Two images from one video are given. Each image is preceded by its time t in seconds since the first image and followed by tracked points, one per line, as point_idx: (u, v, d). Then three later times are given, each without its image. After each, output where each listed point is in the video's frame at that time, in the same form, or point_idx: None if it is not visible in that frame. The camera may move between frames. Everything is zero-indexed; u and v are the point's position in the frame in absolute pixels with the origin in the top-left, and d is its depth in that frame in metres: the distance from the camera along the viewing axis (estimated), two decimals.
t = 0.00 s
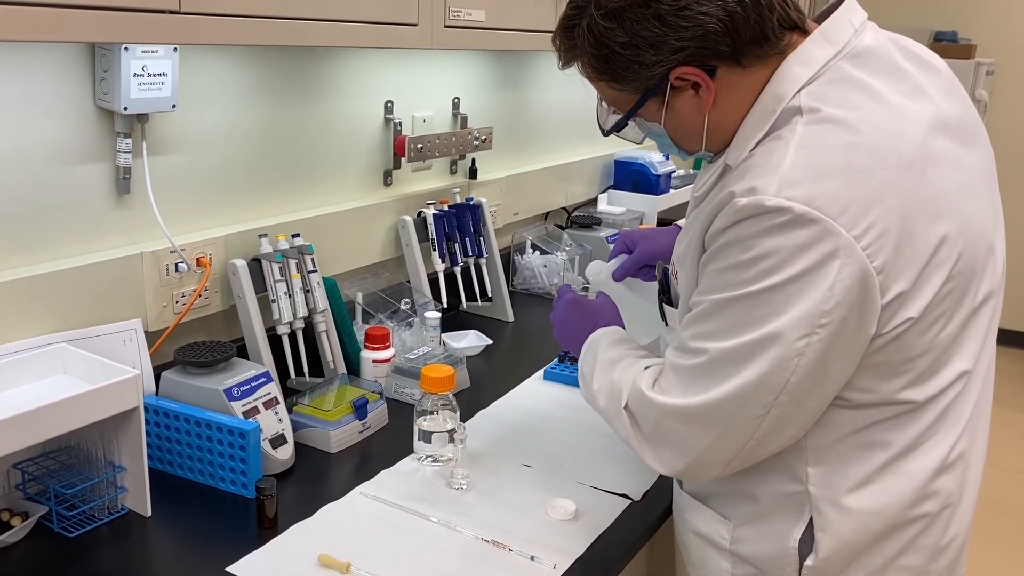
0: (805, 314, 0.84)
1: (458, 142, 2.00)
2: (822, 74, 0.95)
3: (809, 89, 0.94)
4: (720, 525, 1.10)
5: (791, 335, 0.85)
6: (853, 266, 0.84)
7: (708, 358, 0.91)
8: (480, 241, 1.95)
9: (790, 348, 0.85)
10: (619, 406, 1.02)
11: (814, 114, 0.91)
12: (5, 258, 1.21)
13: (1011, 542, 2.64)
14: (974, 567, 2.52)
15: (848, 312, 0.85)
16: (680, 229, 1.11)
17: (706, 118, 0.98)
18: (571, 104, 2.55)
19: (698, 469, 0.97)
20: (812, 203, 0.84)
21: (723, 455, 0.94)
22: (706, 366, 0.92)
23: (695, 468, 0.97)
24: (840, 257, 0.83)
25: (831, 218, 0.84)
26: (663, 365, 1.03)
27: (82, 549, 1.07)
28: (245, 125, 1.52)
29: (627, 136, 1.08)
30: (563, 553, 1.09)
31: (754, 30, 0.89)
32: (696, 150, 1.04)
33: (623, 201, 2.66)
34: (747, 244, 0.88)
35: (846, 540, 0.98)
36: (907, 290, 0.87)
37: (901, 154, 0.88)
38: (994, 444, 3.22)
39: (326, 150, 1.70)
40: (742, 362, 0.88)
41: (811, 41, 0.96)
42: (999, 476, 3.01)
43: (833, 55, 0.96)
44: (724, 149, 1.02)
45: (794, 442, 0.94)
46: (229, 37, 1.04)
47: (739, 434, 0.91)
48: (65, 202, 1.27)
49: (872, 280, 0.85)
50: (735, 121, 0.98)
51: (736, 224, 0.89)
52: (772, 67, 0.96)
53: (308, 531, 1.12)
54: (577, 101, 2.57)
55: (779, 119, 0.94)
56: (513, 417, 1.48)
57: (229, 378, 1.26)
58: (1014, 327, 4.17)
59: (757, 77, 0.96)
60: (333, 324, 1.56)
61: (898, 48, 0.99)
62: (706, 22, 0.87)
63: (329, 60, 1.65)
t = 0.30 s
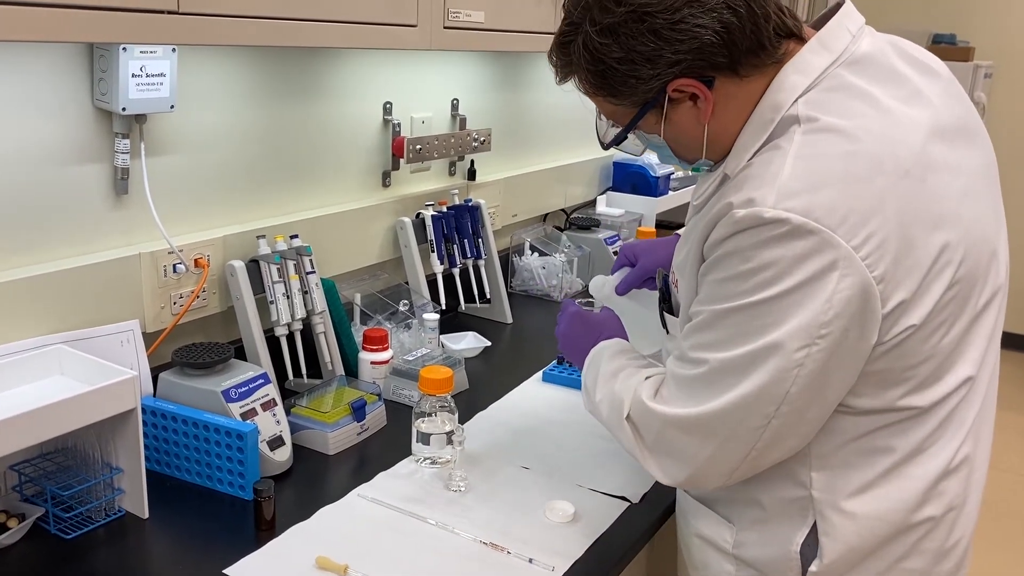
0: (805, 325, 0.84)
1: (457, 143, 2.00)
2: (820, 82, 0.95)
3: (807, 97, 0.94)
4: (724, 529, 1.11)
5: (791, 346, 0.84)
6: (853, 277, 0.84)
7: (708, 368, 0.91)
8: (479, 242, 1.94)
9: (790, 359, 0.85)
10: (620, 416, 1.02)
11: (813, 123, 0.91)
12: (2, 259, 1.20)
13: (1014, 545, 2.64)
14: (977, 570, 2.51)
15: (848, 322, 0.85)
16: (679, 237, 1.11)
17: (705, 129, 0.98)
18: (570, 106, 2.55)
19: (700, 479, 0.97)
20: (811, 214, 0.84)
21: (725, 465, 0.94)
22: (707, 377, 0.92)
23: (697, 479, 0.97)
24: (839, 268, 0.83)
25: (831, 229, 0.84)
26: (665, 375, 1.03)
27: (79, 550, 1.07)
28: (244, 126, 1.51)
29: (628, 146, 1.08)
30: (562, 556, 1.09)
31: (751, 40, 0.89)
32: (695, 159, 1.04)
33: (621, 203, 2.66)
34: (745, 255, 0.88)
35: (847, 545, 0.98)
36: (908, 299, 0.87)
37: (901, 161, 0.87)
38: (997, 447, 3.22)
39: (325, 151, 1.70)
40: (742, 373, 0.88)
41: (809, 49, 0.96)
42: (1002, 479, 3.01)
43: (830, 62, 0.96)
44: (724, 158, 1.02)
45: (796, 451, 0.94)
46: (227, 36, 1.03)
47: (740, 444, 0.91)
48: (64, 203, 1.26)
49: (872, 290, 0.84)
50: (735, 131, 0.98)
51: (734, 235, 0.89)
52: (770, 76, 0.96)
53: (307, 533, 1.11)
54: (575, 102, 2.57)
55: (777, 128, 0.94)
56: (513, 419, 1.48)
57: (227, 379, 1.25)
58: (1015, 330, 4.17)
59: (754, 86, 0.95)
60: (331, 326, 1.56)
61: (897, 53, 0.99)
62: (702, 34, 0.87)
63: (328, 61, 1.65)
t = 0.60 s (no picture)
0: (805, 334, 0.84)
1: (456, 145, 1.99)
2: (818, 89, 0.95)
3: (806, 104, 0.94)
4: (726, 532, 1.11)
5: (790, 355, 0.84)
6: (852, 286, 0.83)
7: (708, 377, 0.91)
8: (477, 243, 1.94)
9: (789, 368, 0.85)
10: (621, 426, 1.02)
11: (811, 130, 0.91)
12: None
13: (1016, 548, 2.63)
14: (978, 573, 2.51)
15: (848, 331, 0.85)
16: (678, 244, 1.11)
17: (705, 137, 0.98)
18: (569, 107, 2.55)
19: (702, 487, 0.97)
20: (810, 223, 0.84)
21: (726, 474, 0.94)
22: (707, 386, 0.92)
23: (699, 487, 0.96)
24: (838, 277, 0.83)
25: (829, 238, 0.84)
26: (666, 383, 1.03)
27: (76, 552, 1.07)
28: (242, 128, 1.51)
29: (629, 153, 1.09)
30: (561, 558, 1.08)
31: (748, 48, 0.89)
32: (696, 167, 1.04)
33: (620, 204, 2.66)
34: (745, 265, 0.88)
35: (847, 549, 0.98)
36: (908, 306, 0.87)
37: (900, 169, 0.87)
38: (1000, 451, 3.22)
39: (323, 152, 1.70)
40: (743, 382, 0.88)
41: (806, 56, 0.96)
42: (1004, 483, 3.00)
43: (828, 69, 0.95)
44: (724, 166, 1.02)
45: (797, 457, 0.94)
46: (227, 36, 1.03)
47: (741, 452, 0.91)
48: (62, 204, 1.26)
49: (872, 299, 0.84)
50: (735, 138, 0.98)
51: (733, 245, 0.89)
52: (768, 82, 0.96)
53: (305, 535, 1.11)
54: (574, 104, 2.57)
55: (776, 136, 0.94)
56: (512, 421, 1.47)
57: (225, 380, 1.25)
58: (1016, 332, 4.17)
59: (752, 93, 0.95)
60: (329, 327, 1.55)
61: (895, 58, 0.99)
62: (699, 44, 0.87)
63: (326, 63, 1.65)
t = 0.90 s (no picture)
0: (804, 336, 0.84)
1: (453, 146, 1.99)
2: (817, 91, 0.94)
3: (805, 106, 0.93)
4: (725, 534, 1.10)
5: (789, 357, 0.84)
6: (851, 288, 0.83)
7: (707, 380, 0.91)
8: (475, 244, 1.93)
9: (788, 370, 0.85)
10: (620, 428, 1.02)
11: (810, 132, 0.91)
12: None
13: (1014, 550, 2.63)
14: None
15: (847, 334, 0.84)
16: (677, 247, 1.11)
17: (703, 139, 0.98)
18: (566, 109, 2.55)
19: (701, 490, 0.96)
20: (808, 226, 0.84)
21: (726, 476, 0.94)
22: (706, 388, 0.92)
23: (699, 490, 0.96)
24: (837, 280, 0.83)
25: (828, 240, 0.83)
26: (665, 386, 1.03)
27: (71, 554, 1.06)
28: (239, 128, 1.51)
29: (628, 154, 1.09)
30: (558, 560, 1.08)
31: (748, 49, 0.89)
32: (694, 169, 1.04)
33: (618, 205, 2.66)
34: (744, 267, 0.88)
35: (846, 551, 0.98)
36: (908, 309, 0.87)
37: (899, 170, 0.87)
38: (999, 454, 3.22)
39: (320, 153, 1.70)
40: (742, 384, 0.88)
41: (805, 58, 0.95)
42: (1004, 486, 3.00)
43: (827, 71, 0.95)
44: (723, 168, 1.02)
45: (797, 460, 0.93)
46: (224, 37, 1.03)
47: (740, 455, 0.91)
48: (58, 204, 1.26)
49: (871, 302, 0.84)
50: (734, 140, 0.98)
51: (731, 248, 0.89)
52: (767, 84, 0.96)
53: (302, 537, 1.10)
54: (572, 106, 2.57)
55: (775, 138, 0.94)
56: (509, 422, 1.47)
57: (222, 381, 1.25)
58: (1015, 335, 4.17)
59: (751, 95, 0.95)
60: (326, 328, 1.55)
61: (893, 61, 0.99)
62: (698, 45, 0.87)
63: (324, 63, 1.65)
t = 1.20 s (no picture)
0: (804, 340, 0.84)
1: (451, 147, 1.99)
2: (816, 94, 0.95)
3: (804, 109, 0.94)
4: (724, 537, 1.10)
5: (790, 361, 0.84)
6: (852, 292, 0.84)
7: (708, 384, 0.91)
8: (473, 245, 1.93)
9: (789, 374, 0.85)
10: (620, 433, 1.02)
11: (809, 136, 0.91)
12: None
13: (1012, 551, 2.64)
14: None
15: (847, 338, 0.85)
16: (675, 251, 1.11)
17: (703, 141, 0.98)
18: (564, 110, 2.55)
19: (702, 496, 0.96)
20: (809, 229, 0.84)
21: (727, 481, 0.94)
22: (706, 392, 0.92)
23: (700, 494, 0.96)
24: (837, 283, 0.83)
25: (829, 244, 0.84)
26: (665, 391, 1.03)
27: (69, 555, 1.06)
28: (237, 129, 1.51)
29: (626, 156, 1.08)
30: (557, 562, 1.08)
31: (748, 50, 0.89)
32: (693, 172, 1.04)
33: (616, 207, 2.66)
34: (744, 271, 0.88)
35: (845, 554, 0.98)
36: (908, 312, 0.87)
37: (899, 173, 0.87)
38: (997, 456, 3.22)
39: (318, 155, 1.70)
40: (743, 388, 0.88)
41: (804, 61, 0.95)
42: (1002, 487, 3.01)
43: (826, 74, 0.95)
44: (722, 171, 1.02)
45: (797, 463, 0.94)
46: (222, 38, 1.03)
47: (741, 459, 0.91)
48: (56, 205, 1.26)
49: (871, 305, 0.84)
50: (734, 142, 0.98)
51: (732, 251, 0.89)
52: (767, 86, 0.96)
53: (301, 539, 1.10)
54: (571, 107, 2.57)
55: (775, 141, 0.94)
56: (507, 424, 1.47)
57: (220, 383, 1.25)
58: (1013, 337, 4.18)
59: (752, 96, 0.95)
60: (324, 330, 1.55)
61: (892, 64, 0.99)
62: (699, 45, 0.87)
63: (322, 65, 1.65)
